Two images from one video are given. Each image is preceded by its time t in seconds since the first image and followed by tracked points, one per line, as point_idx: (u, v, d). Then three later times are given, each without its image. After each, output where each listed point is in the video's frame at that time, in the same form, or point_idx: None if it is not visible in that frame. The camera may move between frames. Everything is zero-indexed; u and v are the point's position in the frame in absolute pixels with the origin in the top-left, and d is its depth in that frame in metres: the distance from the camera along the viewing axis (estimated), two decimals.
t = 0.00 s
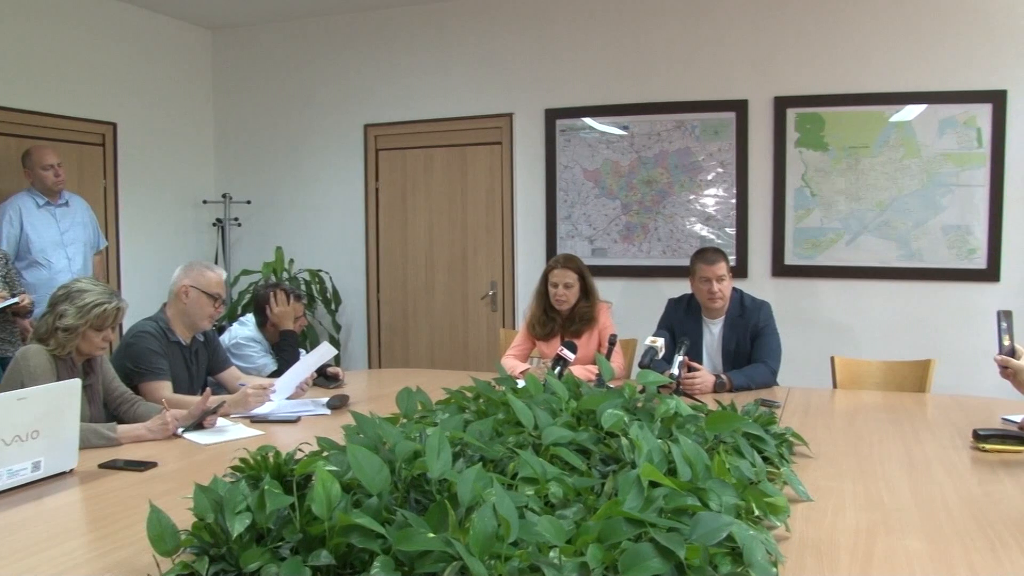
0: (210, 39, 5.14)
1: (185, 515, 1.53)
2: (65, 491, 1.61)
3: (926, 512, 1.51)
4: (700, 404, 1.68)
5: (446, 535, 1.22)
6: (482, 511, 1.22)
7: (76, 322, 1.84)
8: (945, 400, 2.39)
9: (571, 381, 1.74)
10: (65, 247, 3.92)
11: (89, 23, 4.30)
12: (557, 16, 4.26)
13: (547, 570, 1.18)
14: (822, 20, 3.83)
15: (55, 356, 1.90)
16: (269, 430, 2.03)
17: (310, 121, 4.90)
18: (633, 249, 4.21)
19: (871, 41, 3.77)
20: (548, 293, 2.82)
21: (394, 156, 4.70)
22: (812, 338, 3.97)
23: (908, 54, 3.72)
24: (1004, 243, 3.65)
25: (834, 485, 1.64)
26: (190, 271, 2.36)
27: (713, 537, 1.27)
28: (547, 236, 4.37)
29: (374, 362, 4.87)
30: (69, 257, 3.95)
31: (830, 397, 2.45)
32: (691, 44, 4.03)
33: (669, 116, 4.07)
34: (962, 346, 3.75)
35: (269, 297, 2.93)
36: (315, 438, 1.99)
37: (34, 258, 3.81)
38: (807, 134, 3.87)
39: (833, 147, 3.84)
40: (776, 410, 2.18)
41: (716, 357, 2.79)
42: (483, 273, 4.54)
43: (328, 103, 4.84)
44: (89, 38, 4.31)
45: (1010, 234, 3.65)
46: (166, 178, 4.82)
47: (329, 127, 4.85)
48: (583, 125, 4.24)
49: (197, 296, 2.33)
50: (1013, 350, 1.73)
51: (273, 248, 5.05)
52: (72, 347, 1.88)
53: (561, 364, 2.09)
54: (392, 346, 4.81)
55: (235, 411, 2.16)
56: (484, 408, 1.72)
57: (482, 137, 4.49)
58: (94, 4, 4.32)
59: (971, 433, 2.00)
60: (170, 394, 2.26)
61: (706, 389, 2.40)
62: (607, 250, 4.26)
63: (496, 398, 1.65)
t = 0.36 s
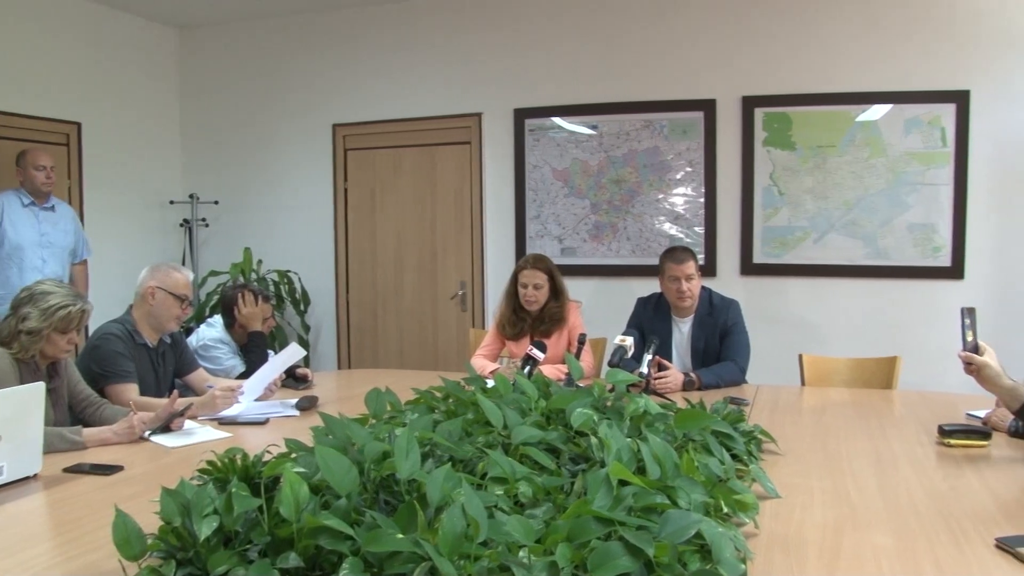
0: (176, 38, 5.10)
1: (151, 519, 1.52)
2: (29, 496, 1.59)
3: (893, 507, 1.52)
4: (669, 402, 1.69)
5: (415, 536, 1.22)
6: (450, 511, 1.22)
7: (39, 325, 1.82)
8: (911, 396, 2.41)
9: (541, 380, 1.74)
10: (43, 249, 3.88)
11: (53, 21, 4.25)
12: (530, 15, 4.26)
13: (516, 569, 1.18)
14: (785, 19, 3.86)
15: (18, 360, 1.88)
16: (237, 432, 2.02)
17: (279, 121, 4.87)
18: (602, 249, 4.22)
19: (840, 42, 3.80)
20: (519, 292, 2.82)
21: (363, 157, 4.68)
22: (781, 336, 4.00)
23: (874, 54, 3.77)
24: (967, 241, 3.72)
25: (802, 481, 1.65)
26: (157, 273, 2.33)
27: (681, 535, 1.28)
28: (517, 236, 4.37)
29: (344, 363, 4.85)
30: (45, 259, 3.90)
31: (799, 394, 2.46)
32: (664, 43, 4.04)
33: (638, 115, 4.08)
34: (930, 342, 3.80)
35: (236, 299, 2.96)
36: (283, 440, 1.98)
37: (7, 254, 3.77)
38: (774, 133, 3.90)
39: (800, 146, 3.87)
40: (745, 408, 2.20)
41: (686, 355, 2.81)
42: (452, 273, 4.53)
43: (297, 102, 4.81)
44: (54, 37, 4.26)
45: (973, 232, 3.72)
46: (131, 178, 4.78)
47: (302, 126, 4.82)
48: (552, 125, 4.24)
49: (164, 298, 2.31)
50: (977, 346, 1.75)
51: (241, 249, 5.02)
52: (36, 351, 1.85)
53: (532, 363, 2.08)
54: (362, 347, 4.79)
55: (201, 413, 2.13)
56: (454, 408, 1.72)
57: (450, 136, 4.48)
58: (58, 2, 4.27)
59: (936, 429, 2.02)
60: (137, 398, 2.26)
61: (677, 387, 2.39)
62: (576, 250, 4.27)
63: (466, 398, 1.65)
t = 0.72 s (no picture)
0: (141, 37, 5.05)
1: (116, 524, 1.50)
2: None
3: (860, 502, 1.54)
4: (638, 401, 1.69)
5: (383, 537, 1.21)
6: (417, 512, 1.22)
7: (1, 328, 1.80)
8: (875, 392, 2.45)
9: (509, 380, 1.75)
10: (5, 249, 3.87)
11: (13, 20, 4.20)
12: (503, 14, 4.24)
13: (484, 569, 1.18)
14: (748, 19, 3.90)
15: None
16: (204, 435, 2.01)
17: (248, 121, 4.83)
18: (570, 248, 4.22)
19: (802, 42, 3.85)
20: (486, 293, 2.82)
21: (331, 156, 4.66)
22: (749, 335, 4.02)
23: (841, 55, 3.82)
24: (930, 239, 3.78)
25: (769, 479, 1.66)
26: (121, 274, 2.31)
27: (648, 533, 1.28)
28: (484, 236, 4.36)
29: (312, 364, 4.81)
30: (8, 259, 3.89)
31: (767, 391, 2.49)
32: (635, 43, 4.05)
33: (606, 114, 4.09)
34: (896, 339, 3.86)
35: (202, 300, 2.92)
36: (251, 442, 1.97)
37: None
38: (741, 132, 3.92)
39: (767, 146, 3.90)
40: (713, 407, 2.22)
41: (655, 354, 2.82)
42: (421, 273, 4.51)
43: (266, 102, 4.78)
44: (14, 36, 4.22)
45: (937, 229, 3.78)
46: (94, 179, 4.73)
47: (273, 126, 4.77)
48: (520, 124, 4.23)
49: (128, 300, 2.29)
50: (940, 342, 1.77)
51: (207, 250, 4.98)
52: None
53: (498, 364, 2.07)
54: (331, 347, 4.76)
55: (167, 416, 2.15)
56: (422, 409, 1.72)
57: (416, 136, 4.46)
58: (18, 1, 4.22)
59: (900, 425, 2.05)
60: (101, 401, 2.24)
61: (645, 386, 2.41)
62: (544, 249, 4.26)
63: (434, 398, 1.65)
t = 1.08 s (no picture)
0: (105, 37, 5.00)
1: (79, 529, 1.49)
2: None
3: (825, 498, 1.55)
4: (605, 400, 1.70)
5: (350, 539, 1.19)
6: (385, 514, 1.21)
7: None
8: (841, 390, 2.47)
9: (476, 380, 1.75)
10: None
11: None
12: (476, 13, 4.23)
13: (453, 570, 1.17)
14: (713, 20, 3.92)
15: None
16: (169, 438, 2.00)
17: (216, 121, 4.78)
18: (539, 247, 4.21)
19: (765, 42, 3.88)
20: (453, 292, 2.82)
21: (298, 157, 4.62)
22: (717, 334, 4.04)
23: (807, 55, 3.85)
24: (894, 237, 3.83)
25: (736, 476, 1.67)
26: (84, 276, 2.29)
27: (616, 532, 1.28)
28: (451, 236, 4.34)
29: (280, 365, 4.76)
30: None
31: (735, 389, 2.51)
32: (609, 42, 4.05)
33: (574, 114, 4.09)
34: (862, 337, 3.89)
35: (168, 302, 2.89)
36: (217, 445, 1.96)
37: None
38: (708, 132, 3.94)
39: (733, 145, 3.93)
40: (682, 406, 2.22)
41: (623, 354, 2.83)
42: (389, 274, 4.48)
43: (234, 101, 4.73)
44: None
45: (901, 228, 3.84)
46: (56, 179, 4.66)
47: (245, 125, 4.72)
48: (487, 124, 4.23)
49: (91, 302, 2.27)
50: (904, 339, 1.79)
51: (173, 251, 4.92)
52: None
53: (467, 364, 2.06)
54: (298, 349, 4.72)
55: (132, 419, 2.12)
56: (389, 410, 1.72)
57: (383, 136, 4.43)
58: None
59: (867, 421, 2.07)
60: (64, 404, 2.22)
61: (614, 385, 2.42)
62: (512, 249, 4.25)
63: (402, 398, 1.65)
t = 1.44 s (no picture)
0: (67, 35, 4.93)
1: (40, 535, 1.47)
2: None
3: (791, 495, 1.56)
4: (573, 399, 1.70)
5: (317, 541, 1.17)
6: (352, 515, 1.20)
7: None
8: (808, 387, 2.49)
9: (444, 380, 1.74)
10: None
11: None
12: (450, 12, 4.20)
13: (419, 571, 1.16)
14: (678, 19, 3.94)
15: None
16: (135, 442, 1.98)
17: (183, 120, 4.73)
18: (506, 247, 4.21)
19: (730, 43, 3.90)
20: (420, 291, 2.82)
21: (264, 157, 4.59)
22: (685, 333, 4.06)
23: (773, 56, 3.88)
24: (859, 236, 3.87)
25: (704, 474, 1.68)
26: (46, 278, 2.27)
27: (585, 531, 1.28)
28: (419, 237, 4.33)
29: (247, 367, 4.73)
30: None
31: (703, 388, 2.53)
32: (583, 41, 4.04)
33: (541, 113, 4.09)
34: (829, 335, 3.94)
35: (132, 304, 2.86)
36: (184, 448, 1.96)
37: None
38: (674, 132, 3.96)
39: (699, 145, 3.95)
40: (649, 405, 2.23)
41: (591, 353, 2.84)
42: (356, 274, 4.46)
43: (201, 101, 4.69)
44: None
45: (865, 228, 3.88)
46: (16, 180, 4.61)
47: (216, 125, 4.67)
48: (454, 124, 4.22)
49: (53, 304, 2.24)
50: (869, 338, 1.80)
51: (138, 252, 4.87)
52: None
53: (434, 364, 2.05)
54: (265, 350, 4.69)
55: (95, 423, 2.10)
56: (357, 411, 1.71)
57: (350, 136, 4.41)
58: None
59: (833, 418, 2.09)
60: (25, 408, 2.19)
61: (582, 385, 2.43)
62: (479, 249, 4.25)
63: (369, 399, 1.65)
